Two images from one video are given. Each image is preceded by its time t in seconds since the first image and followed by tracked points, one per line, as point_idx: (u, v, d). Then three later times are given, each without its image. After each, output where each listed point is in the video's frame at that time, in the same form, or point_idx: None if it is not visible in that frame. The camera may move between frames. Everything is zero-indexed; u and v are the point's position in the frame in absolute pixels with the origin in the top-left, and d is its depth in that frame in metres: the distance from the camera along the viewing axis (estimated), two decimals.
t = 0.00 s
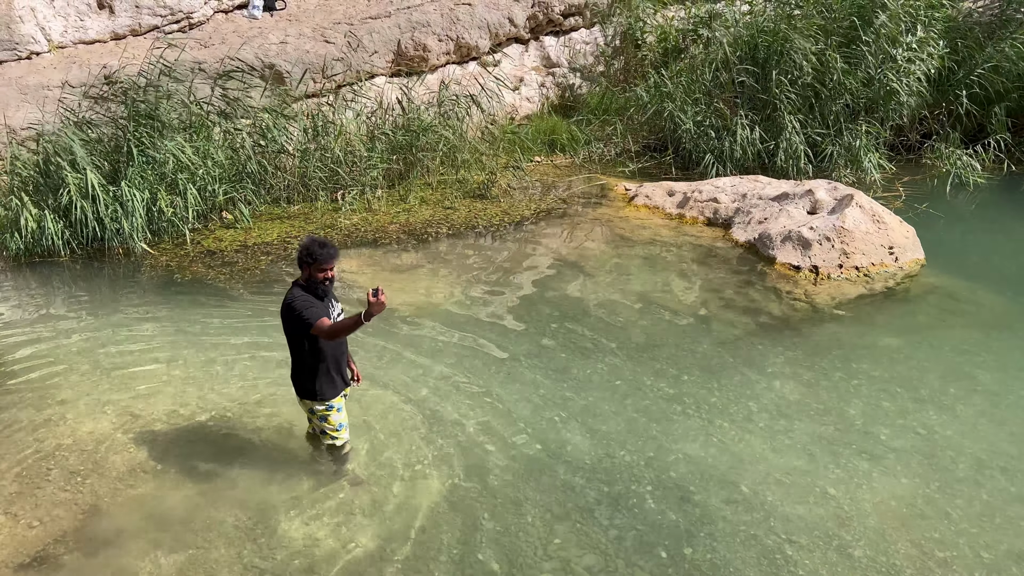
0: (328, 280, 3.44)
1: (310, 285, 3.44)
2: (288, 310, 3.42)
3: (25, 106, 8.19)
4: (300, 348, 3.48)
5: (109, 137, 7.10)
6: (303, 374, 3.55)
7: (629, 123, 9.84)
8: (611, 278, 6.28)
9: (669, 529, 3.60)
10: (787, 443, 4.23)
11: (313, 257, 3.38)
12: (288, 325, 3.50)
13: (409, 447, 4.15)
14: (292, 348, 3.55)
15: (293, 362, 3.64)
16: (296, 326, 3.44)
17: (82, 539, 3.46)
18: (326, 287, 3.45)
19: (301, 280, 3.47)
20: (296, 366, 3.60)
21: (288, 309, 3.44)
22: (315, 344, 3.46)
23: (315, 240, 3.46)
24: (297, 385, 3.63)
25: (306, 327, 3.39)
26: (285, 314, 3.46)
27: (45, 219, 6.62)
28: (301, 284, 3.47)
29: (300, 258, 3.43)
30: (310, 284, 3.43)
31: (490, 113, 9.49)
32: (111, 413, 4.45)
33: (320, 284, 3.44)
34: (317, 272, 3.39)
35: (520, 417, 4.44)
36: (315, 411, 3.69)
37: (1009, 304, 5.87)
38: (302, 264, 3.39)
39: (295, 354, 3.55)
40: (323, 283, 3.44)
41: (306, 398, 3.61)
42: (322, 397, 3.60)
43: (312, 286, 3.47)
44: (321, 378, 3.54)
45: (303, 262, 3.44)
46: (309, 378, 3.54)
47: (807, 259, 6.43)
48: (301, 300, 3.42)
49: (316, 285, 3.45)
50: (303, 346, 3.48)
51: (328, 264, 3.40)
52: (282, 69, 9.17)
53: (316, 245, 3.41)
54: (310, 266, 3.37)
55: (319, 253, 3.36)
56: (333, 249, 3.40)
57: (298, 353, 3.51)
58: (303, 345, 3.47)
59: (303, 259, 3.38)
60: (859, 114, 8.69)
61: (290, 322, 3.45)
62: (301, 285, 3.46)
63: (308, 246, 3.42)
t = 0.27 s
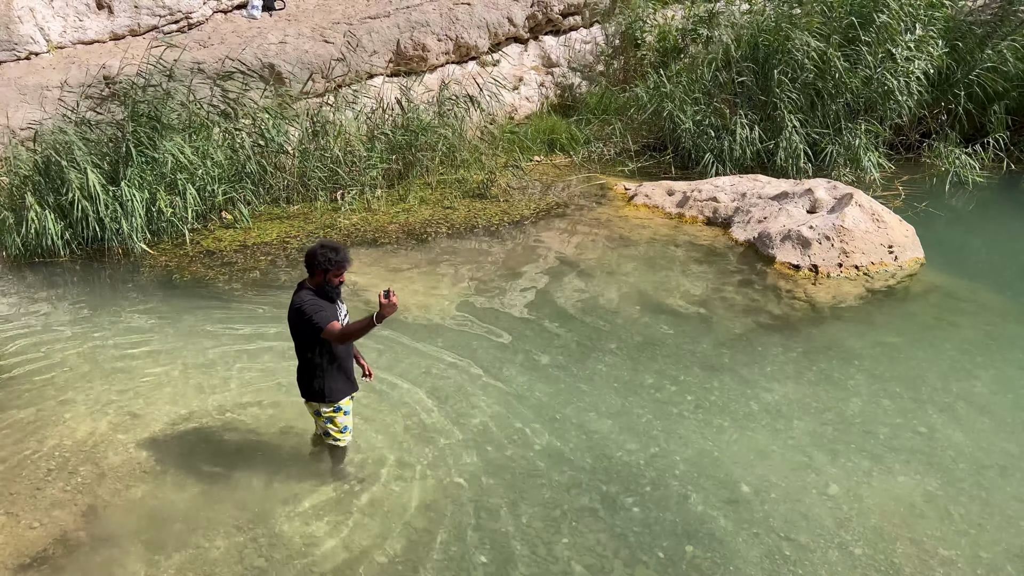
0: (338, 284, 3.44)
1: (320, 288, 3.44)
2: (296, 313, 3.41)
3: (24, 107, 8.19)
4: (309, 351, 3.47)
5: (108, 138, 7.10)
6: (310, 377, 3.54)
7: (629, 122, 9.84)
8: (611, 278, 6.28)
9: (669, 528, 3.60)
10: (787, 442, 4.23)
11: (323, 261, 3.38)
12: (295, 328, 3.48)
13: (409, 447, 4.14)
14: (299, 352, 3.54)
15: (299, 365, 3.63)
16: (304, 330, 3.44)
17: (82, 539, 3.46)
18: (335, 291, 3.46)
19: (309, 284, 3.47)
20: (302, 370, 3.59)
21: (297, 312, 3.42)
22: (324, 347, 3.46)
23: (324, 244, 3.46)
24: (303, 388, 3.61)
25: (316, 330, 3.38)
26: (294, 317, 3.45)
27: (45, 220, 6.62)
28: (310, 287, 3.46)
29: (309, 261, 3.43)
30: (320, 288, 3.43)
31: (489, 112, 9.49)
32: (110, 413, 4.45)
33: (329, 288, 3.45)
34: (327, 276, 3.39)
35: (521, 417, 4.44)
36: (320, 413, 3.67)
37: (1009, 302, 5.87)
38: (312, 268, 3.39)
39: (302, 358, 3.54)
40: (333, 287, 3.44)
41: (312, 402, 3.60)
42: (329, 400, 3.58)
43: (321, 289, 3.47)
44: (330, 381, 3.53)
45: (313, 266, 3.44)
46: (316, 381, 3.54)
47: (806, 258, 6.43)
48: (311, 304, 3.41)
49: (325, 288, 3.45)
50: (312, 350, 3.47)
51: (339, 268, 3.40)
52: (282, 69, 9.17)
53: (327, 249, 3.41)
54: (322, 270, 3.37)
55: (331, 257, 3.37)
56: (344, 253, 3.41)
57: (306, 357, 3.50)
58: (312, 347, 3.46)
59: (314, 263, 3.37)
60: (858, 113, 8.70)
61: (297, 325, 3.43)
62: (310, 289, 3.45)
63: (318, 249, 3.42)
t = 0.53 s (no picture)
0: (348, 288, 3.45)
1: (329, 292, 3.44)
2: (305, 316, 3.40)
3: (21, 107, 8.17)
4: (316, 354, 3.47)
5: (106, 137, 7.09)
6: (316, 379, 3.54)
7: (628, 121, 9.84)
8: (610, 276, 6.28)
9: (668, 526, 3.60)
10: (786, 440, 4.23)
11: (335, 265, 3.38)
12: (302, 330, 3.47)
13: (409, 446, 4.14)
14: (304, 354, 3.53)
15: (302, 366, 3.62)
16: (312, 332, 3.43)
17: (81, 539, 3.46)
18: (344, 294, 3.46)
19: (318, 286, 3.46)
20: (305, 371, 3.59)
21: (305, 315, 3.41)
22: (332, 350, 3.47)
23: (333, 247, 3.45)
24: (306, 389, 3.61)
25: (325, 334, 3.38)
26: (302, 319, 3.43)
27: (43, 219, 6.61)
28: (318, 290, 3.45)
29: (319, 264, 3.42)
30: (329, 291, 3.43)
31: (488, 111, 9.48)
32: (109, 413, 4.44)
33: (338, 291, 3.44)
34: (338, 280, 3.39)
35: (520, 416, 4.44)
36: (319, 416, 3.65)
37: (1008, 300, 5.87)
38: (322, 271, 3.38)
39: (308, 360, 3.53)
40: (342, 290, 3.44)
41: (316, 403, 3.60)
42: (332, 402, 3.60)
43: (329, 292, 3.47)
44: (334, 383, 3.55)
45: (322, 268, 3.42)
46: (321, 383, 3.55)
47: (805, 256, 6.43)
48: (320, 307, 3.41)
49: (334, 291, 3.45)
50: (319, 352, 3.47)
51: (350, 272, 3.41)
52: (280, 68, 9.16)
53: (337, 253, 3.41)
54: (333, 274, 3.37)
55: (343, 262, 3.37)
56: (354, 257, 3.42)
57: (312, 359, 3.50)
58: (320, 350, 3.46)
59: (325, 267, 3.37)
60: (857, 111, 8.69)
61: (306, 328, 3.43)
62: (319, 292, 3.44)
63: (328, 252, 3.41)
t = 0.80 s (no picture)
0: (354, 286, 3.45)
1: (336, 291, 3.43)
2: (314, 316, 3.37)
3: (18, 105, 8.15)
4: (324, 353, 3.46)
5: (104, 135, 7.08)
6: (323, 378, 3.53)
7: (625, 119, 9.84)
8: (608, 274, 6.28)
9: (667, 524, 3.60)
10: (785, 438, 4.23)
11: (343, 264, 3.37)
12: (308, 329, 3.45)
13: (407, 444, 4.14)
14: (310, 353, 3.51)
15: (305, 366, 3.58)
16: (320, 332, 3.41)
17: (79, 537, 3.45)
18: (350, 293, 3.47)
19: (323, 285, 3.44)
20: (310, 370, 3.56)
21: (314, 314, 3.38)
22: (341, 348, 3.47)
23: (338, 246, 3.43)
24: (310, 388, 3.59)
25: (335, 333, 3.38)
26: (309, 319, 3.41)
27: (41, 218, 6.60)
28: (324, 289, 3.43)
29: (325, 263, 3.40)
30: (337, 290, 3.43)
31: (486, 109, 9.48)
32: (108, 411, 4.44)
33: (344, 289, 3.45)
34: (347, 279, 3.40)
35: (519, 414, 4.44)
36: (325, 415, 3.65)
37: (1006, 298, 5.88)
38: (331, 270, 3.37)
39: (314, 359, 3.51)
40: (348, 289, 3.44)
41: (324, 402, 3.59)
42: (339, 400, 3.60)
43: (335, 291, 3.46)
44: (341, 381, 3.55)
45: (329, 268, 3.41)
46: (329, 382, 3.54)
47: (803, 254, 6.43)
48: (328, 307, 3.39)
49: (341, 291, 3.44)
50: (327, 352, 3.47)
51: (357, 271, 3.42)
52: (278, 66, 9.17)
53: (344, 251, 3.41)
54: (342, 272, 3.37)
55: (352, 261, 3.38)
56: (362, 256, 3.43)
57: (319, 358, 3.49)
58: (328, 349, 3.45)
59: (334, 266, 3.36)
60: (855, 109, 8.69)
61: (314, 327, 3.40)
62: (325, 291, 3.43)
63: (335, 251, 3.40)
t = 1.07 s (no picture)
0: (359, 284, 3.49)
1: (343, 289, 3.47)
2: (322, 314, 3.40)
3: (15, 103, 8.13)
4: (334, 352, 3.49)
5: (101, 134, 7.07)
6: (334, 376, 3.56)
7: (623, 117, 9.84)
8: (606, 272, 6.28)
9: (665, 521, 3.60)
10: (782, 435, 4.24)
11: (350, 263, 3.41)
12: (317, 329, 3.47)
13: (405, 443, 4.14)
14: (319, 353, 3.53)
15: (315, 365, 3.61)
16: (329, 331, 3.43)
17: (77, 537, 3.45)
18: (357, 291, 3.51)
19: (330, 284, 3.47)
20: (319, 369, 3.58)
21: (322, 313, 3.41)
22: (351, 346, 3.50)
23: (342, 245, 3.46)
24: (321, 386, 3.62)
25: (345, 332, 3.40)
26: (318, 318, 3.43)
27: (38, 217, 6.59)
28: (330, 288, 3.46)
29: (331, 262, 3.44)
30: (344, 288, 3.46)
31: (483, 107, 9.48)
32: (105, 410, 4.43)
33: (351, 288, 3.48)
34: (354, 277, 3.43)
35: (517, 412, 4.44)
36: (336, 414, 3.69)
37: (1003, 295, 5.89)
38: (338, 269, 3.41)
39: (324, 358, 3.53)
40: (355, 287, 3.48)
41: (336, 400, 3.62)
42: (350, 397, 3.63)
43: (342, 289, 3.49)
44: (352, 378, 3.59)
45: (335, 267, 3.44)
46: (340, 380, 3.57)
47: (801, 252, 6.44)
48: (337, 305, 3.42)
49: (348, 289, 3.48)
50: (337, 350, 3.49)
51: (364, 269, 3.46)
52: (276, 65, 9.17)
53: (350, 250, 3.44)
54: (349, 271, 3.41)
55: (358, 259, 3.42)
56: (367, 253, 3.47)
57: (330, 357, 3.51)
58: (337, 347, 3.47)
59: (340, 264, 3.40)
60: (852, 106, 8.70)
61: (323, 326, 3.42)
62: (332, 289, 3.46)
63: (341, 251, 3.43)
